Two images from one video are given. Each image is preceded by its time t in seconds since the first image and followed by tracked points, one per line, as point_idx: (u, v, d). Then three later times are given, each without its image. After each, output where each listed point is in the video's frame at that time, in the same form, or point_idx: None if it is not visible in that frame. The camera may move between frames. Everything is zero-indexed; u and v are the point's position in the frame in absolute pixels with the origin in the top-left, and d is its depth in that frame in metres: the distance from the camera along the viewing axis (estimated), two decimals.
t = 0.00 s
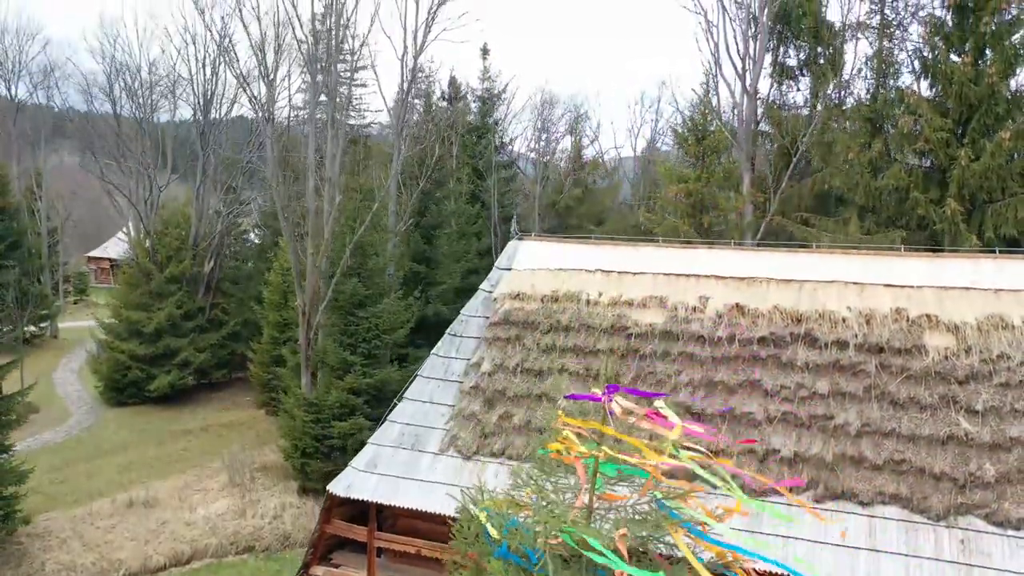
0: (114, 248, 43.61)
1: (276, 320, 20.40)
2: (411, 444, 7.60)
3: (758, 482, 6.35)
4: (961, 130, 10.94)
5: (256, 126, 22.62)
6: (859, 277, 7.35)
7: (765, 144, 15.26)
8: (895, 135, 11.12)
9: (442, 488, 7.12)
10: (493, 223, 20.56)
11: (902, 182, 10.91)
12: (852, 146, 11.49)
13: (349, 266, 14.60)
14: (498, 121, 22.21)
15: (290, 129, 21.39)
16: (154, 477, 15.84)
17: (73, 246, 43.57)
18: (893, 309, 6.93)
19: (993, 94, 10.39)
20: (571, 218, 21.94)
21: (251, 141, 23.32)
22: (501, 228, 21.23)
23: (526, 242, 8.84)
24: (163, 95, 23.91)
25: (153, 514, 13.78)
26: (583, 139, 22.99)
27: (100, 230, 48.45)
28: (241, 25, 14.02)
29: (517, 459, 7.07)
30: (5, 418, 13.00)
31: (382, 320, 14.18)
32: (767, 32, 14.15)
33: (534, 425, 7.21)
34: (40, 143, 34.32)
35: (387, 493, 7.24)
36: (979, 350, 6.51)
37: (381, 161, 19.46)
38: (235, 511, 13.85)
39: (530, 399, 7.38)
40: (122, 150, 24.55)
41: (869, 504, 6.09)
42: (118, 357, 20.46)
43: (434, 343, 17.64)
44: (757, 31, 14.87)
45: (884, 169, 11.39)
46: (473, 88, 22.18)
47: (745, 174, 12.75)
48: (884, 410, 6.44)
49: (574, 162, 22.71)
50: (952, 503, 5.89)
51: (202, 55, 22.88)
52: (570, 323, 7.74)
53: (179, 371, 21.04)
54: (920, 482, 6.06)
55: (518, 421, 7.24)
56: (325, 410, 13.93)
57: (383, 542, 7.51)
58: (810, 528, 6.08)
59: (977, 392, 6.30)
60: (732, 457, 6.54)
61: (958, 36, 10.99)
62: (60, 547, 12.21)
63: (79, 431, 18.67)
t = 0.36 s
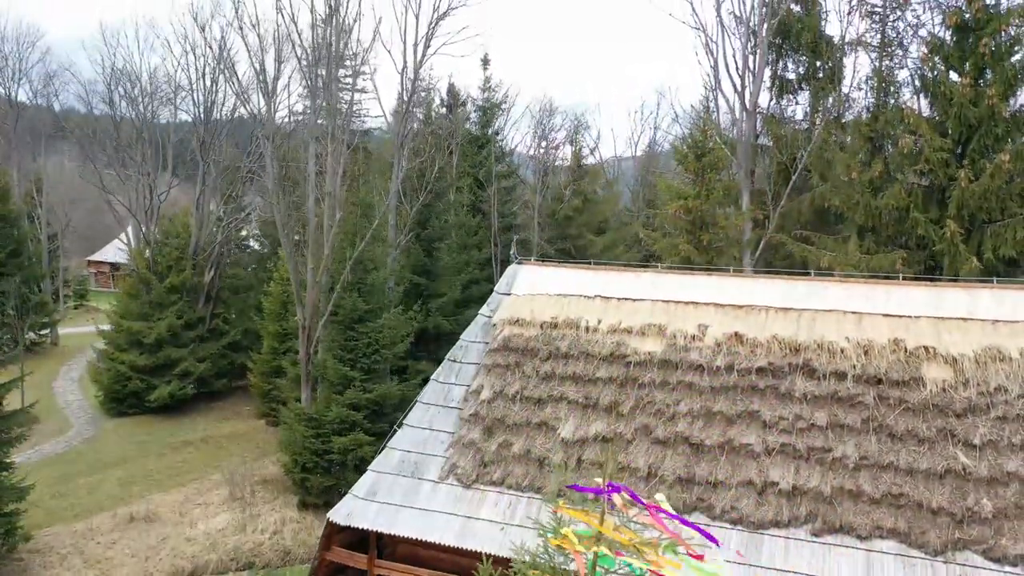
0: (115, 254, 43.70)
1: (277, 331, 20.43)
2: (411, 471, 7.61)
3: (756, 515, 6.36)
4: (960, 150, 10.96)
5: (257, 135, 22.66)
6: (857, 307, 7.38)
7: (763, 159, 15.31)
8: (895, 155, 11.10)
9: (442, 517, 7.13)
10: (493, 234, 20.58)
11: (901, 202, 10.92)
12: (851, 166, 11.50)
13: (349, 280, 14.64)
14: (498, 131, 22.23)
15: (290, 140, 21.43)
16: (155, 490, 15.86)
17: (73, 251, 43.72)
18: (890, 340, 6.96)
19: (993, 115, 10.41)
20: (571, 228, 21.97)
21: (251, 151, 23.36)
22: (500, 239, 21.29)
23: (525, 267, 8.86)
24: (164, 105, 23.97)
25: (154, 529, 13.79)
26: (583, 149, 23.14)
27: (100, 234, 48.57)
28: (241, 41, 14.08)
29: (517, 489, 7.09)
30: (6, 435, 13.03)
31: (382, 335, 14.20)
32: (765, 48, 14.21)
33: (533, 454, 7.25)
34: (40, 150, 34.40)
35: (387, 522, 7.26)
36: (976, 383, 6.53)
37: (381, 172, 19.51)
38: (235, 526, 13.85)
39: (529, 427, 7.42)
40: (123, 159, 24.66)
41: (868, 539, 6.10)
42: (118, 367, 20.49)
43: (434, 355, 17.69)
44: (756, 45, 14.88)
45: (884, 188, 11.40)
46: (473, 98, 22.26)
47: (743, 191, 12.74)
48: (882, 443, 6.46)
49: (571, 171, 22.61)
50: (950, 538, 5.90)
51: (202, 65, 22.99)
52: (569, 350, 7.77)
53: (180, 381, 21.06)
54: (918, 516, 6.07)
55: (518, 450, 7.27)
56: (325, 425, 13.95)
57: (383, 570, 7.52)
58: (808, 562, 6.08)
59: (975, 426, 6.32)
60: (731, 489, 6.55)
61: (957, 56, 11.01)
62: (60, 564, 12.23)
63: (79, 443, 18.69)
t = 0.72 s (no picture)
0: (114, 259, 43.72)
1: (276, 341, 20.44)
2: (410, 498, 7.63)
3: (754, 547, 6.36)
4: (960, 169, 10.97)
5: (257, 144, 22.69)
6: (855, 336, 7.40)
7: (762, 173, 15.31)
8: (894, 174, 11.11)
9: (441, 546, 7.14)
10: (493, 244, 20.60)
11: (900, 222, 10.93)
12: (850, 185, 11.50)
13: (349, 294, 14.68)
14: (498, 140, 22.23)
15: (290, 150, 21.45)
16: (155, 503, 15.87)
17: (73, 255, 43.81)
18: (888, 370, 6.98)
19: (993, 136, 10.42)
20: (570, 238, 21.98)
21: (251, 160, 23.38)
22: (500, 248, 21.29)
23: (525, 290, 8.89)
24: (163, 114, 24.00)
25: (153, 544, 13.80)
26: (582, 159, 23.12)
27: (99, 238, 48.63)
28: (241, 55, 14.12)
29: (516, 517, 7.11)
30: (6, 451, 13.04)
31: (382, 350, 14.23)
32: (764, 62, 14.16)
33: (532, 482, 7.27)
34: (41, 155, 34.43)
35: (386, 550, 7.27)
36: (974, 415, 6.55)
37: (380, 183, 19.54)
38: (234, 541, 13.85)
39: (528, 455, 7.45)
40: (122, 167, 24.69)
41: (866, 572, 6.10)
42: (118, 377, 20.51)
43: (433, 367, 17.70)
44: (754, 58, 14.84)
45: (883, 207, 11.40)
46: (473, 108, 22.26)
47: (742, 207, 12.77)
48: (880, 475, 6.47)
49: (570, 181, 22.44)
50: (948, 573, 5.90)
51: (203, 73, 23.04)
52: (568, 377, 7.79)
53: (179, 391, 21.06)
54: (916, 550, 6.08)
55: (517, 479, 7.29)
56: (325, 439, 13.98)
57: None
58: None
59: (972, 459, 6.34)
60: (729, 520, 6.55)
61: (957, 75, 11.01)
62: None
63: (79, 454, 18.71)
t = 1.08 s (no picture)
0: (114, 262, 43.82)
1: (276, 350, 20.45)
2: (408, 523, 7.63)
3: None
4: (959, 188, 11.00)
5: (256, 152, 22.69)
6: (852, 363, 7.42)
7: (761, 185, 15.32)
8: (894, 193, 11.12)
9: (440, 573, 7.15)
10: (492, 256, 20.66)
11: (899, 241, 10.94)
12: (850, 204, 11.51)
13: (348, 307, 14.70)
14: (497, 150, 22.25)
15: (290, 159, 21.47)
16: (154, 515, 15.88)
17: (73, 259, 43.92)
18: (885, 399, 7.00)
19: (993, 155, 10.45)
20: (570, 247, 22.01)
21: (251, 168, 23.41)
22: (500, 257, 21.31)
23: (523, 313, 8.90)
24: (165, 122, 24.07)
25: (153, 557, 13.81)
26: (581, 167, 22.94)
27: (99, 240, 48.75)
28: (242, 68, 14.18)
29: (514, 545, 7.12)
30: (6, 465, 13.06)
31: (381, 364, 14.25)
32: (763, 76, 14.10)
33: (530, 508, 7.29)
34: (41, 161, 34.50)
35: None
36: (970, 445, 6.57)
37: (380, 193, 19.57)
38: (234, 554, 13.86)
39: (527, 481, 7.47)
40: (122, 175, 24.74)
41: None
42: (118, 386, 20.54)
43: (433, 379, 17.71)
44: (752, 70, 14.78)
45: (883, 225, 11.41)
46: (472, 116, 22.27)
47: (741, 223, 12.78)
48: (877, 505, 6.49)
49: (568, 189, 22.25)
50: None
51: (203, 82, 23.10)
52: (566, 402, 7.80)
53: (179, 400, 21.08)
54: None
55: (515, 505, 7.30)
56: (324, 453, 13.99)
57: None
58: None
59: (969, 489, 6.36)
60: (727, 549, 6.56)
61: (957, 93, 11.02)
62: None
63: (80, 464, 18.73)
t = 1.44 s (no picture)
0: (113, 267, 43.85)
1: (275, 361, 20.44)
2: (407, 552, 7.66)
3: None
4: (957, 208, 11.03)
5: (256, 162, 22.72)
6: (850, 393, 7.46)
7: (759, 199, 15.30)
8: (893, 214, 11.11)
9: None
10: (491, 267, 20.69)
11: (898, 262, 10.94)
12: (848, 223, 11.53)
13: (347, 324, 14.74)
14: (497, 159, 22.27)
15: (290, 169, 21.49)
16: (154, 528, 15.89)
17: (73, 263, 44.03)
18: (883, 430, 7.03)
19: (991, 176, 10.49)
20: (569, 256, 22.02)
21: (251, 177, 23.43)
22: (499, 268, 21.31)
23: (522, 337, 8.93)
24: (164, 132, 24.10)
25: (153, 572, 13.81)
26: (581, 176, 22.79)
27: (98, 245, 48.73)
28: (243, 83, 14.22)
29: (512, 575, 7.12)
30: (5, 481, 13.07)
31: (380, 379, 14.28)
32: (764, 91, 14.01)
33: (529, 538, 7.29)
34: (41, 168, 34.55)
35: None
36: (967, 478, 6.59)
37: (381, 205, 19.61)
38: (233, 569, 13.87)
39: (525, 510, 7.46)
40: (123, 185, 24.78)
41: None
42: (118, 397, 20.56)
43: (433, 391, 17.70)
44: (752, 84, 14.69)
45: (881, 245, 11.41)
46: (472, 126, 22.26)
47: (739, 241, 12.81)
48: (874, 538, 6.49)
49: (567, 198, 22.05)
50: None
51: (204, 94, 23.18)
52: (565, 431, 7.82)
53: (179, 410, 21.09)
54: None
55: (514, 535, 7.29)
56: (323, 469, 14.02)
57: None
58: None
59: (965, 523, 6.36)
60: None
61: (956, 113, 11.04)
62: None
63: (79, 475, 18.75)
